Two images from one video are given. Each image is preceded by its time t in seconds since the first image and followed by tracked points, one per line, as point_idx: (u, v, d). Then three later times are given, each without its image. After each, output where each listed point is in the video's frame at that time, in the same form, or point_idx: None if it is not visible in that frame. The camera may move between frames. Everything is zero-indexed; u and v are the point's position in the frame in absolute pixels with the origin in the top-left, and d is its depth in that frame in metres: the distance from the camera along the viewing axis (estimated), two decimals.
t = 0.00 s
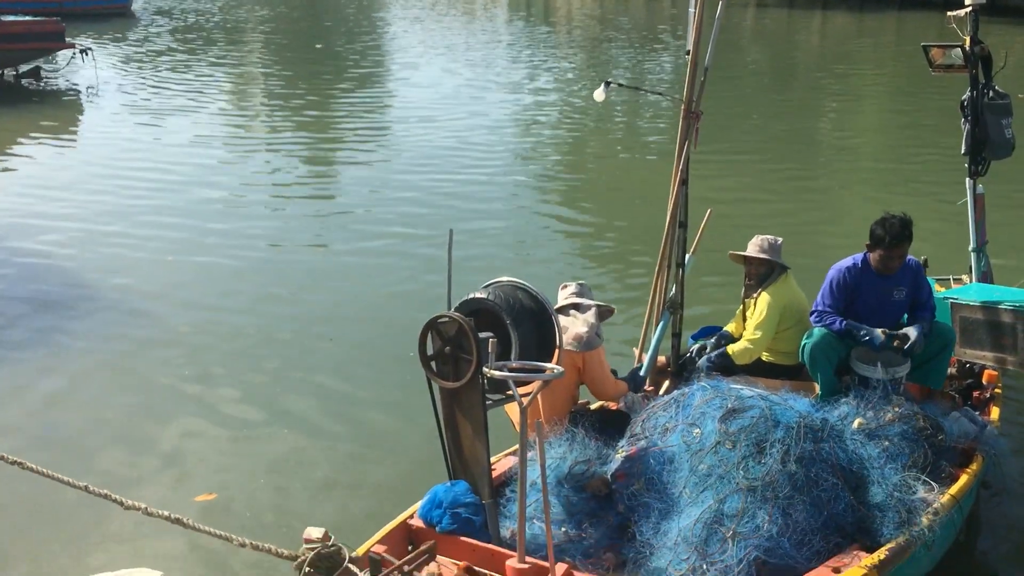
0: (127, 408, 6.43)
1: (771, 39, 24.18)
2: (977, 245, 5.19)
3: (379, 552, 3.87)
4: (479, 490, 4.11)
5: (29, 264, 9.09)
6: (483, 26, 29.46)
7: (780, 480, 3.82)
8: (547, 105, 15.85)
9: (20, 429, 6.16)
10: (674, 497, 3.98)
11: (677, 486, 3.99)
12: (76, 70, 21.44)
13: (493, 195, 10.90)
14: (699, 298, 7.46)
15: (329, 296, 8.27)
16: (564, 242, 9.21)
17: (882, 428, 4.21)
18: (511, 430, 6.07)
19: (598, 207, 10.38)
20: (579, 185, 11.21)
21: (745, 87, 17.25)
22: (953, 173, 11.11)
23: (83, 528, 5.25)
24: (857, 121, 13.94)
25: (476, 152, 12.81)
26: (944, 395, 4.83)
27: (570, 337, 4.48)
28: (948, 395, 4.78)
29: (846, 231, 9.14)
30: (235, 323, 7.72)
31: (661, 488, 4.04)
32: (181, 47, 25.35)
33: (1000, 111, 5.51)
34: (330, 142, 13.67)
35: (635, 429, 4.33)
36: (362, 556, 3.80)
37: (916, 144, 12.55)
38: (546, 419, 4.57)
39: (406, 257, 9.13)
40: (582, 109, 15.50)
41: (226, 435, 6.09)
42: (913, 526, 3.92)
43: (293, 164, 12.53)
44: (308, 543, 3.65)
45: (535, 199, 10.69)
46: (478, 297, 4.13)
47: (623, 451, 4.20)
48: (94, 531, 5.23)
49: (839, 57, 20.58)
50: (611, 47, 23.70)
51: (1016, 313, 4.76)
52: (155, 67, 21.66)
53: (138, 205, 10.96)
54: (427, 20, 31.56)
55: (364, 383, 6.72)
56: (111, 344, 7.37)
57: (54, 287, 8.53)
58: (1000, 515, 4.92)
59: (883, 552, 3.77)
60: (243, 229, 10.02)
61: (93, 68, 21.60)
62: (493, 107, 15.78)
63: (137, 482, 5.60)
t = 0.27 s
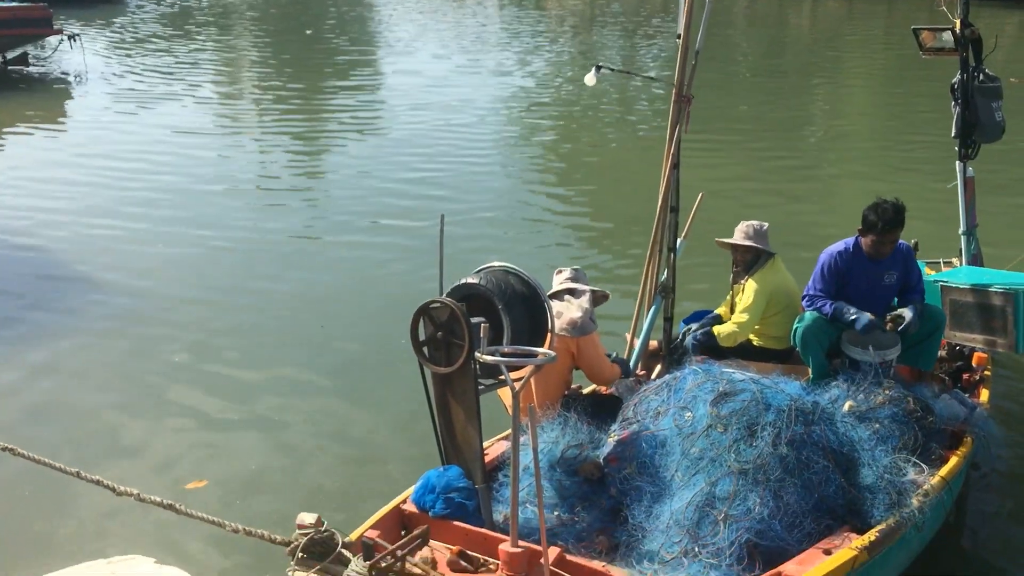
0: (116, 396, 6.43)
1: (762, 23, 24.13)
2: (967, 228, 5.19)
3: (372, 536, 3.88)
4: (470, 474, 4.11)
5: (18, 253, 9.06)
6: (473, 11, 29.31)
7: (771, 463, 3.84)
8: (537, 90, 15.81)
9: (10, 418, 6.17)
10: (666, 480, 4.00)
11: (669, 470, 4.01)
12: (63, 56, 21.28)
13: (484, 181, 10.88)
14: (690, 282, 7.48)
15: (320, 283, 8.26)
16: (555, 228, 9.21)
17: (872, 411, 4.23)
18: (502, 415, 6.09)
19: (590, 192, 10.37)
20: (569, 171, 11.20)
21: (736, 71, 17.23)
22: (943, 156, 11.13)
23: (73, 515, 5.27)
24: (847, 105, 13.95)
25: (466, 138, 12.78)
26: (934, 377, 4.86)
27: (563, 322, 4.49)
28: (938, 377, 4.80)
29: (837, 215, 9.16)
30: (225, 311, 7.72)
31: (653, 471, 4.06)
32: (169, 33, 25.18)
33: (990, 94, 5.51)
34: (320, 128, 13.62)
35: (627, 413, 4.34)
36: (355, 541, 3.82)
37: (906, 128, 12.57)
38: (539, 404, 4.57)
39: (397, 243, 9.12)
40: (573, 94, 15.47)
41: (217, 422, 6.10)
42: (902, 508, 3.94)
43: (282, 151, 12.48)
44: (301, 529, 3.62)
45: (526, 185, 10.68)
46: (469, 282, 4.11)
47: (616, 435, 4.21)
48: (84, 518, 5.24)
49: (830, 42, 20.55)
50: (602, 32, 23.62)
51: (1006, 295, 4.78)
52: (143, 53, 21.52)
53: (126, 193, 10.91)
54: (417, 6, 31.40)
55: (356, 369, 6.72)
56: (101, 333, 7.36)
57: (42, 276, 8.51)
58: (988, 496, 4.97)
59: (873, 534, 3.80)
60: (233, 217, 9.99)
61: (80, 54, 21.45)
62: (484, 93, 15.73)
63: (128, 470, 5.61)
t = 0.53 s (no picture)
0: (100, 393, 6.40)
1: (746, 16, 24.16)
2: (950, 219, 5.23)
3: (360, 531, 3.87)
4: (458, 468, 4.12)
5: None
6: (458, 5, 29.23)
7: (757, 454, 3.86)
8: (523, 85, 15.80)
9: None
10: (653, 472, 4.02)
11: (656, 461, 4.03)
12: (45, 52, 21.11)
13: (470, 175, 10.87)
14: (676, 274, 7.49)
15: (305, 278, 8.24)
16: (541, 222, 9.21)
17: (857, 401, 4.26)
18: (489, 409, 6.09)
19: (575, 186, 10.38)
20: (555, 165, 11.20)
21: (721, 64, 17.26)
22: (926, 148, 11.19)
23: (57, 513, 5.24)
24: (832, 98, 13.99)
25: (452, 133, 12.76)
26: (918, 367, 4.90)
27: (552, 317, 4.51)
28: (922, 367, 4.84)
29: (821, 207, 9.20)
30: (210, 307, 7.69)
31: (640, 463, 4.08)
32: (152, 29, 25.01)
33: (971, 85, 5.54)
34: (305, 124, 13.57)
35: (614, 406, 4.35)
36: (342, 536, 3.81)
37: (890, 120, 12.62)
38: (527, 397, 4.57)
39: (383, 238, 9.11)
40: (558, 88, 15.47)
41: (202, 418, 6.08)
42: (887, 498, 3.97)
43: (267, 147, 12.43)
44: (289, 524, 3.62)
45: (511, 179, 10.67)
46: (456, 276, 4.11)
47: (603, 427, 4.22)
48: (68, 515, 5.22)
49: (815, 34, 20.61)
50: (587, 26, 23.60)
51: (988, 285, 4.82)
52: (126, 49, 21.37)
53: (109, 189, 10.85)
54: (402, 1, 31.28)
55: (342, 364, 6.71)
56: (85, 330, 7.32)
57: (25, 273, 8.46)
58: (972, 486, 5.01)
59: (858, 524, 3.83)
60: (217, 213, 9.94)
61: (62, 50, 21.29)
62: (469, 87, 15.71)
63: (112, 467, 5.59)
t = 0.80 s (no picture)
0: (79, 397, 6.35)
1: (725, 16, 24.29)
2: (926, 215, 5.27)
3: (344, 532, 3.87)
4: (442, 467, 4.12)
5: None
6: (438, 7, 29.22)
7: (739, 449, 3.89)
8: (503, 85, 15.82)
9: None
10: (636, 469, 4.03)
11: (638, 458, 4.05)
12: (21, 55, 20.92)
13: (451, 176, 10.87)
14: (657, 273, 7.53)
15: (287, 280, 8.22)
16: (523, 222, 9.22)
17: (837, 396, 4.29)
18: (472, 409, 6.10)
19: (557, 186, 10.40)
20: (536, 165, 11.22)
21: (701, 64, 17.34)
22: (904, 145, 11.30)
23: (36, 517, 5.20)
24: (811, 96, 14.09)
25: (433, 134, 12.76)
26: (897, 362, 4.95)
27: (534, 316, 4.49)
28: (901, 362, 4.89)
29: (801, 204, 9.26)
30: (190, 310, 7.65)
31: (623, 460, 4.09)
32: (130, 32, 24.85)
33: (947, 83, 5.60)
34: (285, 126, 13.53)
35: (596, 403, 4.37)
36: (326, 536, 3.80)
37: (868, 118, 12.73)
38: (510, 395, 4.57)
39: (364, 239, 9.09)
40: (539, 89, 15.50)
41: (183, 420, 6.04)
42: (867, 491, 4.01)
43: (247, 149, 12.38)
44: (272, 525, 3.60)
45: (493, 179, 10.68)
46: (437, 275, 4.11)
47: (585, 425, 4.24)
48: (48, 520, 5.18)
49: (793, 33, 20.75)
50: (567, 27, 23.65)
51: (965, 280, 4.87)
52: (104, 52, 21.22)
53: (87, 193, 10.77)
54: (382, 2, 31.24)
55: (324, 365, 6.69)
56: (65, 333, 7.26)
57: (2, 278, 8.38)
58: (952, 479, 5.07)
59: (839, 517, 3.86)
60: (197, 215, 9.89)
61: (38, 53, 21.11)
62: (450, 89, 15.71)
63: (92, 471, 5.54)
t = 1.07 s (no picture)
0: (51, 403, 6.28)
1: (700, 15, 24.41)
2: (900, 212, 5.32)
3: (321, 535, 3.85)
4: (420, 468, 4.11)
5: None
6: (414, 8, 29.17)
7: (716, 447, 3.90)
8: (480, 87, 15.83)
9: None
10: (614, 467, 4.04)
11: (616, 457, 4.06)
12: None
13: (429, 177, 10.86)
14: (634, 272, 7.55)
15: (264, 283, 8.17)
16: (500, 223, 9.22)
17: (812, 392, 4.32)
18: (450, 410, 6.09)
19: (534, 186, 10.41)
20: (514, 165, 11.23)
21: (676, 63, 17.42)
22: (877, 142, 11.41)
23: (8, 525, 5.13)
24: (785, 95, 14.19)
25: (410, 136, 12.74)
26: (871, 357, 4.98)
27: (511, 316, 4.49)
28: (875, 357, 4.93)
29: (776, 202, 9.32)
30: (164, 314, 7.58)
31: (601, 459, 4.10)
32: (103, 35, 24.61)
33: (918, 80, 5.65)
34: (261, 128, 13.45)
35: (574, 403, 4.38)
36: (303, 540, 3.77)
37: (842, 116, 12.84)
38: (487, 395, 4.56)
39: (342, 241, 9.05)
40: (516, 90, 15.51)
41: (158, 425, 5.99)
42: (843, 486, 4.03)
43: (222, 152, 12.30)
44: (248, 529, 3.55)
45: (470, 180, 10.68)
46: (413, 276, 4.10)
47: (563, 424, 4.25)
48: (20, 528, 5.12)
49: (767, 32, 20.90)
50: (543, 27, 23.68)
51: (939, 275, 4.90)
52: (76, 55, 21.00)
53: (60, 197, 10.65)
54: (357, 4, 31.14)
55: (301, 368, 6.66)
56: (38, 339, 7.18)
57: None
58: (927, 473, 5.12)
59: (816, 513, 3.88)
60: (172, 219, 9.81)
61: (8, 57, 20.85)
62: (426, 90, 15.70)
63: (65, 478, 5.48)
